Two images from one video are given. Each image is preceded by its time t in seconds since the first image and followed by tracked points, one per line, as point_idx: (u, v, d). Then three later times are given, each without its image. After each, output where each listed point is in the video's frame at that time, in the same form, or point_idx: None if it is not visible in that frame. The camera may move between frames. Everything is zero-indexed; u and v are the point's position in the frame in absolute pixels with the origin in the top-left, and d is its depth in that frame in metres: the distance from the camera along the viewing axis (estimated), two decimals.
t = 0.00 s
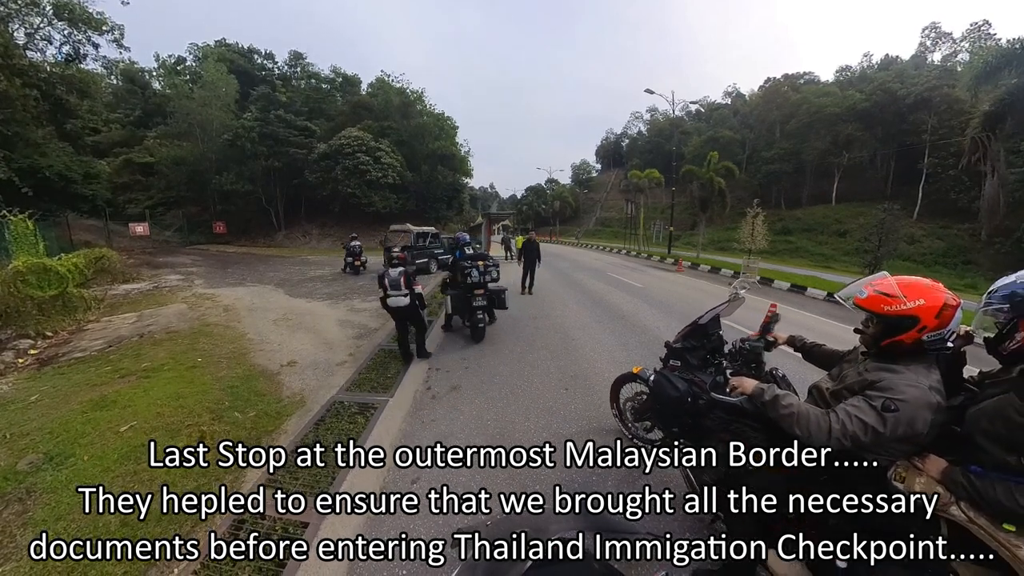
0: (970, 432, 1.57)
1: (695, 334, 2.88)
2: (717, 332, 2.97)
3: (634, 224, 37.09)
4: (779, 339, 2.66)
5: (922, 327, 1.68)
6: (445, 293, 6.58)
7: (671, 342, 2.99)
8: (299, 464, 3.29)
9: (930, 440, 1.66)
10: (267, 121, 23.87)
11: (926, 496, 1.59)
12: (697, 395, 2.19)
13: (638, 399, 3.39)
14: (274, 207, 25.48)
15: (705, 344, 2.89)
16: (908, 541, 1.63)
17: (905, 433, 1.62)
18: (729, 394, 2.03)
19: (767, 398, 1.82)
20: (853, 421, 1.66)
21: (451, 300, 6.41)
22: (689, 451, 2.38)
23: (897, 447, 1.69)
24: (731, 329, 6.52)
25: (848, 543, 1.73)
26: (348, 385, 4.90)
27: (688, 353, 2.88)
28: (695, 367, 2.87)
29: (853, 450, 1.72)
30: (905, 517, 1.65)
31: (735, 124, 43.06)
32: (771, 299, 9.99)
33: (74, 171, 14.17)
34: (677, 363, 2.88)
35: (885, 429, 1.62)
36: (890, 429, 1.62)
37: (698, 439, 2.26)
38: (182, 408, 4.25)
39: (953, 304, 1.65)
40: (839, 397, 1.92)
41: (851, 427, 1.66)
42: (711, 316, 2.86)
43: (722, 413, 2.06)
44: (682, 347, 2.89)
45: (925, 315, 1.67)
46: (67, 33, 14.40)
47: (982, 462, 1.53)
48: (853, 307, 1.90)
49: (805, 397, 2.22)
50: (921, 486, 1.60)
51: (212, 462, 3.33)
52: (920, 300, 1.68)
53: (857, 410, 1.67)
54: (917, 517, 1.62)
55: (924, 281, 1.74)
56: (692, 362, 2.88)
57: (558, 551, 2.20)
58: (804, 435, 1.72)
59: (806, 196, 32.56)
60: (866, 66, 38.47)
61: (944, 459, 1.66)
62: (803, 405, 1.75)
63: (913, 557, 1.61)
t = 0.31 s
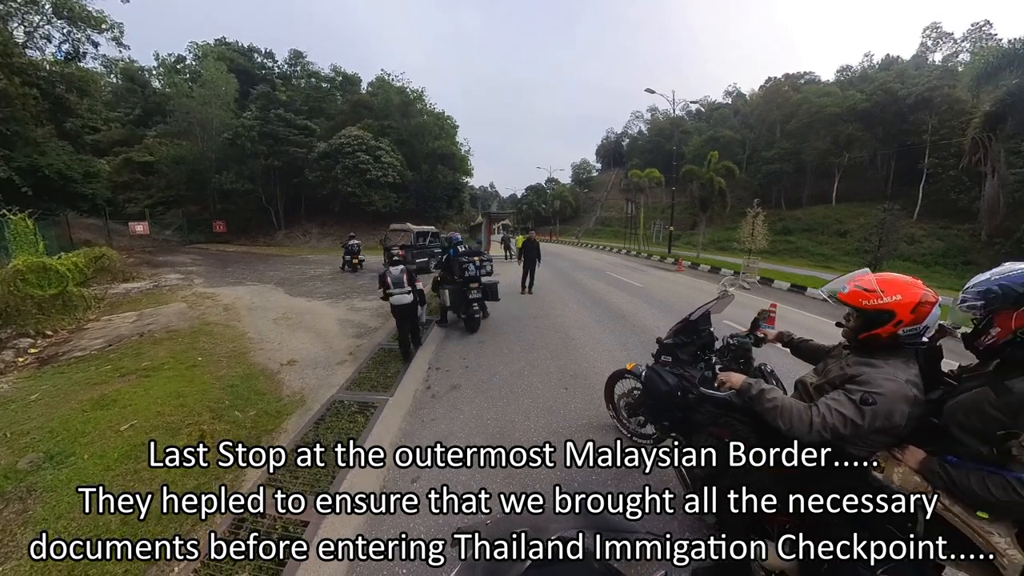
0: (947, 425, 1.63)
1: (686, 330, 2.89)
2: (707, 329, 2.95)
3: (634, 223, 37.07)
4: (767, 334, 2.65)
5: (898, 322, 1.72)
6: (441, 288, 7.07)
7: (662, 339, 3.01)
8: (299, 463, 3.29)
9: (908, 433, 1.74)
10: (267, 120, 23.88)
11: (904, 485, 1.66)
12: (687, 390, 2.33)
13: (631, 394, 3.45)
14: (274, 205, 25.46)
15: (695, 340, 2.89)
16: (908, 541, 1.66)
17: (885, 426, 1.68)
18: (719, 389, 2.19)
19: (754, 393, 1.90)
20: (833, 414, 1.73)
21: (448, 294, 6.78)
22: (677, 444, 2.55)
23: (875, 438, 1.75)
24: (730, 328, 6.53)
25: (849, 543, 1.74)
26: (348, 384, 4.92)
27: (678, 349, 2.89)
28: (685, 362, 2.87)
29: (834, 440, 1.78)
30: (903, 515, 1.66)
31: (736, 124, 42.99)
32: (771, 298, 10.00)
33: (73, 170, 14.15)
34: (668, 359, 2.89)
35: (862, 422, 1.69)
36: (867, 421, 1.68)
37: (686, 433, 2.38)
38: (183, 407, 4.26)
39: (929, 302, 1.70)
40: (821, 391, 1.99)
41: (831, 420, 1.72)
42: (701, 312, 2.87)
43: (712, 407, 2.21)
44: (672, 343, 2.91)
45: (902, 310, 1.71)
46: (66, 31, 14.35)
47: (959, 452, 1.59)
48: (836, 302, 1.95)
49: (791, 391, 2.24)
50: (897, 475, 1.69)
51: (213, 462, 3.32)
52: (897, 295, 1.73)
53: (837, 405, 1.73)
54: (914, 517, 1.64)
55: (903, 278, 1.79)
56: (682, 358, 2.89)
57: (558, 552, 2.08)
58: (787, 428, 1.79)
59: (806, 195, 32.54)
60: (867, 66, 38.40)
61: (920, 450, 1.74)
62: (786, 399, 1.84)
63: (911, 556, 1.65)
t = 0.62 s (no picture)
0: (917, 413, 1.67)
1: (672, 325, 2.92)
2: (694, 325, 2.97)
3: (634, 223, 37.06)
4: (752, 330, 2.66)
5: (862, 314, 1.76)
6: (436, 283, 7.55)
7: (650, 333, 3.03)
8: (299, 464, 3.29)
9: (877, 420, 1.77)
10: (267, 120, 23.89)
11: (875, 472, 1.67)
12: (673, 382, 2.39)
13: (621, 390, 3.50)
14: (273, 205, 25.45)
15: (682, 334, 2.90)
16: (908, 542, 1.62)
17: (852, 411, 1.73)
18: (702, 380, 2.22)
19: (735, 384, 1.97)
20: (806, 403, 1.76)
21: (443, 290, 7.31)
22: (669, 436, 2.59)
23: (846, 425, 1.78)
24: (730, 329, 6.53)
25: (848, 543, 1.69)
26: (348, 383, 4.93)
27: (665, 344, 2.90)
28: (672, 358, 2.88)
29: (807, 429, 1.81)
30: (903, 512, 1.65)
31: (736, 124, 42.96)
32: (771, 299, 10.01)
33: (73, 169, 14.13)
34: (656, 353, 2.90)
35: (831, 408, 1.73)
36: (836, 408, 1.73)
37: (675, 425, 2.43)
38: (183, 406, 4.26)
39: (894, 294, 1.74)
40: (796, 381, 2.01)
41: (803, 408, 1.76)
42: (688, 308, 2.90)
43: (696, 399, 2.23)
44: (659, 338, 2.93)
45: (866, 303, 1.75)
46: (66, 30, 14.32)
47: (925, 438, 1.63)
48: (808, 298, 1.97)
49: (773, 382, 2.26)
50: (870, 459, 1.68)
51: (212, 463, 3.32)
52: (862, 288, 1.76)
53: (807, 392, 1.77)
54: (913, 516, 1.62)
55: (872, 273, 1.81)
56: (669, 353, 2.90)
57: (557, 552, 2.03)
58: (764, 418, 1.84)
59: (806, 196, 32.53)
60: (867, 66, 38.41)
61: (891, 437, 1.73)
62: (764, 390, 1.88)
63: (912, 556, 1.60)
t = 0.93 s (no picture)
0: (884, 401, 1.74)
1: (661, 319, 2.92)
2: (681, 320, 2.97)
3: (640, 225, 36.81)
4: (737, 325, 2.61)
5: (828, 303, 1.84)
6: (433, 280, 7.82)
7: (639, 328, 3.03)
8: (299, 464, 3.29)
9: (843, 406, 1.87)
10: (275, 121, 24.24)
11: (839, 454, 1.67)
12: (659, 373, 2.45)
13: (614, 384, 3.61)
14: (281, 205, 25.79)
15: (668, 328, 2.90)
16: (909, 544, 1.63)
17: (820, 395, 1.79)
18: (685, 371, 2.26)
19: (714, 373, 1.97)
20: (779, 389, 1.80)
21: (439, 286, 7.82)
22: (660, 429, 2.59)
23: (817, 409, 1.88)
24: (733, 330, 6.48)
25: (848, 543, 1.74)
26: (352, 382, 4.97)
27: (652, 338, 2.89)
28: (658, 351, 2.86)
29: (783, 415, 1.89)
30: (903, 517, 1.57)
31: (743, 124, 42.53)
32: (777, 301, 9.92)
33: (86, 170, 14.45)
34: (642, 347, 2.89)
35: (801, 391, 1.77)
36: (807, 391, 1.77)
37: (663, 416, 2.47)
38: (192, 403, 4.33)
39: (859, 286, 1.81)
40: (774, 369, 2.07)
41: (776, 395, 1.80)
42: (676, 301, 2.89)
43: (681, 390, 2.27)
44: (647, 333, 2.92)
45: (832, 293, 1.83)
46: (80, 34, 14.64)
47: (891, 425, 1.67)
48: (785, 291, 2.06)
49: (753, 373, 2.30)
50: (835, 445, 1.68)
51: (212, 463, 3.32)
52: (829, 279, 1.84)
53: (780, 379, 1.81)
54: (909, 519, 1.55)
55: (841, 268, 1.90)
56: (656, 347, 2.88)
57: (558, 552, 2.33)
58: (744, 406, 1.85)
59: (815, 197, 32.10)
60: (877, 65, 37.84)
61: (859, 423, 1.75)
62: (742, 377, 1.89)
63: (913, 557, 1.62)
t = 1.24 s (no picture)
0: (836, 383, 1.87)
1: (643, 313, 2.94)
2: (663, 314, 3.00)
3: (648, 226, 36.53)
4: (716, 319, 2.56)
5: (787, 295, 1.98)
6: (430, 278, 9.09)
7: (623, 323, 3.08)
8: (299, 464, 3.28)
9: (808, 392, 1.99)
10: (286, 124, 24.75)
11: (795, 433, 1.74)
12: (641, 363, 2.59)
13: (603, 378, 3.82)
14: (292, 207, 26.30)
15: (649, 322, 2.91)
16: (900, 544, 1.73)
17: (780, 379, 1.91)
18: (662, 361, 2.35)
19: (683, 362, 2.07)
20: (742, 375, 1.92)
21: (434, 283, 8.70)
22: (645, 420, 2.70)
23: (778, 394, 2.00)
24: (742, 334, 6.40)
25: (849, 543, 1.72)
26: (359, 382, 5.01)
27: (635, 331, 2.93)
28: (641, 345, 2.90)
29: (749, 400, 2.02)
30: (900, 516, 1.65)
31: (753, 124, 41.91)
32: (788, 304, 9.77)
33: (104, 172, 14.94)
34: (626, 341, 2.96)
35: (763, 376, 1.90)
36: (767, 377, 1.90)
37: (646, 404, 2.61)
38: (203, 399, 4.44)
39: (815, 281, 1.96)
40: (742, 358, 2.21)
41: (741, 380, 1.91)
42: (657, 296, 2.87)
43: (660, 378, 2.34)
44: (630, 327, 2.96)
45: (792, 286, 1.97)
46: (99, 41, 15.16)
47: (843, 406, 1.78)
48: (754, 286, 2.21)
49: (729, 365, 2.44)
50: (794, 425, 1.74)
51: (212, 462, 3.30)
52: (791, 273, 1.99)
53: (743, 365, 1.95)
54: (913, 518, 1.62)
55: (805, 265, 2.04)
56: (638, 341, 2.92)
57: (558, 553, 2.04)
58: (711, 391, 1.95)
59: (827, 198, 31.44)
60: (891, 62, 36.94)
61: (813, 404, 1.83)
62: (710, 365, 2.01)
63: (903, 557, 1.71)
